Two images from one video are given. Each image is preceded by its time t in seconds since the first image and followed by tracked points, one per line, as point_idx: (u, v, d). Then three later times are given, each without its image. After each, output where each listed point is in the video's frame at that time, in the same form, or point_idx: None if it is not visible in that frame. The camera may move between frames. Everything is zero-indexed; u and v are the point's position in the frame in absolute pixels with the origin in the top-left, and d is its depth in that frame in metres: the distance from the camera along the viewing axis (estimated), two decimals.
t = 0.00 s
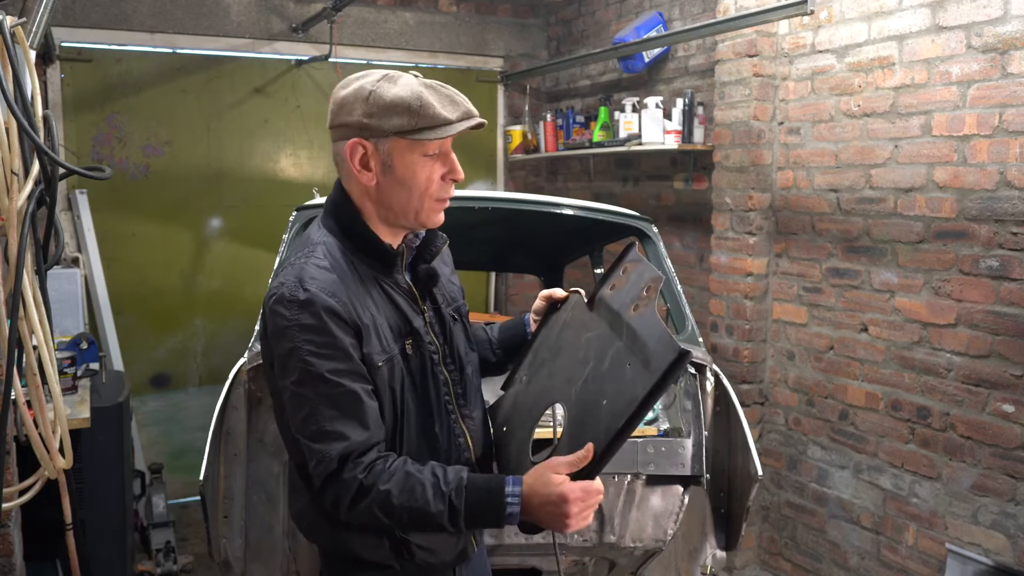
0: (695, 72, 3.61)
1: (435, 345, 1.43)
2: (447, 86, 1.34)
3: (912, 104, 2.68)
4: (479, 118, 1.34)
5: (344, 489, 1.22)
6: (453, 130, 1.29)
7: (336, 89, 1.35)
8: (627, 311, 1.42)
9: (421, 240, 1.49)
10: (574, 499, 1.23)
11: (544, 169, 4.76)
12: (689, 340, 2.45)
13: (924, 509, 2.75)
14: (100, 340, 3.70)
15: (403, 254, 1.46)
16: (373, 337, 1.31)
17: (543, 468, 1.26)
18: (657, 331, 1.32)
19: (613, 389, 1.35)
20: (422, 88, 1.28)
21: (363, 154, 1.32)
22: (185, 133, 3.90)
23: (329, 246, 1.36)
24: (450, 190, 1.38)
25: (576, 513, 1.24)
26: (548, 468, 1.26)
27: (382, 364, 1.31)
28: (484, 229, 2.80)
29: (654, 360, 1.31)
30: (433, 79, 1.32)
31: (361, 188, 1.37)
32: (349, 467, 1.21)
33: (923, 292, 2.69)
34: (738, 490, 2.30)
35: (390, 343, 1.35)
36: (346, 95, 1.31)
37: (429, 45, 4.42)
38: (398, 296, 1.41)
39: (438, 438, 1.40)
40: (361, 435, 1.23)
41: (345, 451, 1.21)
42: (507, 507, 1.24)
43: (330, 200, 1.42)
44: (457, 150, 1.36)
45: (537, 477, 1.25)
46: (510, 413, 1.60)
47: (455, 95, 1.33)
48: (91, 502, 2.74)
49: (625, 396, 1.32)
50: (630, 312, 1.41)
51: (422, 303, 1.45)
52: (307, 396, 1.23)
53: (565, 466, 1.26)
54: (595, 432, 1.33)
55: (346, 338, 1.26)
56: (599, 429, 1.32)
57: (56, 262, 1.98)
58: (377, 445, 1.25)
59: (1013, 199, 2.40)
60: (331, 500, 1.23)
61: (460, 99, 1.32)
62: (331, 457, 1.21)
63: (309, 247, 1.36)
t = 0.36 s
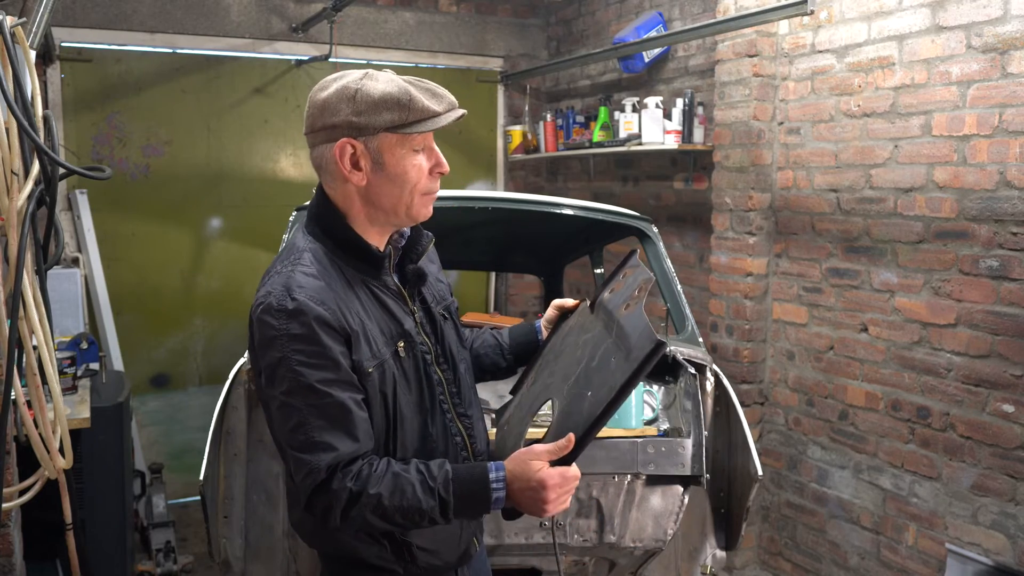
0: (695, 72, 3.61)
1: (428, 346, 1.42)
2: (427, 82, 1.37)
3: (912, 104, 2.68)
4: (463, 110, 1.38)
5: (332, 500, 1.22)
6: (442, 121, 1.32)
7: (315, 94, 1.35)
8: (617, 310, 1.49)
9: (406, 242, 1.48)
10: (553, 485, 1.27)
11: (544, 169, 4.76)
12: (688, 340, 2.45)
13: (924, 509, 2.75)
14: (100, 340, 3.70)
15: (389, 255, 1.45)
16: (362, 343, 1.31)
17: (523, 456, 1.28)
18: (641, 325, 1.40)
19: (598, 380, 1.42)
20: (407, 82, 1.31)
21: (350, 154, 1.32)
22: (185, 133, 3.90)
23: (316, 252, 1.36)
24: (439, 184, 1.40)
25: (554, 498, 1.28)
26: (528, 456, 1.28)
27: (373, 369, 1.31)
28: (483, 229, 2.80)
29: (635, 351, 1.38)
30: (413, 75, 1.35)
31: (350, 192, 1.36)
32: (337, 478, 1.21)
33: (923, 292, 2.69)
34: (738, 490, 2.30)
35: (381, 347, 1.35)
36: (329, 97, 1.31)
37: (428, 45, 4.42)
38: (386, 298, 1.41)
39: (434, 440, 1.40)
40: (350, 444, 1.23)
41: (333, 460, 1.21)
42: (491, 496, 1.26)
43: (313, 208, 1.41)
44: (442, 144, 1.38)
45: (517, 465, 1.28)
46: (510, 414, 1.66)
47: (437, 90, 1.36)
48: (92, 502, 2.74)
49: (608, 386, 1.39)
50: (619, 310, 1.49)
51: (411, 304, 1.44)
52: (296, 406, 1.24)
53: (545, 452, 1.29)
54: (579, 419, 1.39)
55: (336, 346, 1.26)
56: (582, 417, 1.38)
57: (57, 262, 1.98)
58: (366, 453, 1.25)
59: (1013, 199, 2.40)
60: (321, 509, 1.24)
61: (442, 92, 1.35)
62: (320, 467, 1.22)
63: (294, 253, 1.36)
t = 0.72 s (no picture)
0: (695, 72, 3.61)
1: (428, 347, 1.42)
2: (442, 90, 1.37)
3: (912, 104, 2.68)
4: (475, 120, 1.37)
5: (314, 494, 1.21)
6: (452, 128, 1.31)
7: (331, 90, 1.36)
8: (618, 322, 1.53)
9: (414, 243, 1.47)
10: (537, 490, 1.23)
11: (544, 169, 4.76)
12: (688, 340, 2.45)
13: (924, 509, 2.75)
14: (100, 340, 3.70)
15: (393, 254, 1.45)
16: (358, 340, 1.31)
17: (508, 461, 1.25)
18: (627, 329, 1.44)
19: (590, 382, 1.45)
20: (421, 87, 1.31)
21: (360, 152, 1.32)
22: (185, 133, 3.90)
23: (319, 248, 1.36)
24: (446, 190, 1.39)
25: (538, 506, 1.23)
26: (513, 460, 1.25)
27: (368, 367, 1.31)
28: (484, 229, 2.80)
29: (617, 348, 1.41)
30: (429, 81, 1.35)
31: (357, 189, 1.36)
32: (322, 472, 1.21)
33: (923, 292, 2.69)
34: (738, 490, 2.30)
35: (377, 345, 1.34)
36: (342, 94, 1.32)
37: (429, 45, 4.42)
38: (388, 297, 1.40)
39: (432, 440, 1.39)
40: (337, 440, 1.22)
41: (318, 455, 1.21)
42: (478, 501, 1.23)
43: (321, 203, 1.41)
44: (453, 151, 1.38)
45: (502, 469, 1.24)
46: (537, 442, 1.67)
47: (451, 98, 1.36)
48: (92, 502, 2.74)
49: (594, 384, 1.39)
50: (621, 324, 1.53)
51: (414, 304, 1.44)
52: (286, 398, 1.24)
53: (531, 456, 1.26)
54: (568, 418, 1.41)
55: (329, 342, 1.26)
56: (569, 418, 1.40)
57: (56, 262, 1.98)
58: (354, 451, 1.25)
59: (1013, 199, 2.40)
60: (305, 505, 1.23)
61: (456, 101, 1.35)
62: (305, 461, 1.21)
63: (298, 249, 1.36)
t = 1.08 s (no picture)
0: (695, 72, 3.61)
1: (433, 344, 1.41)
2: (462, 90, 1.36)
3: (912, 104, 2.68)
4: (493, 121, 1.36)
5: (301, 476, 1.22)
6: (466, 127, 1.30)
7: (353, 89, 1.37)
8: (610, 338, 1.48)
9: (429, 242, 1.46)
10: (517, 489, 1.15)
11: (544, 169, 4.76)
12: (688, 340, 2.46)
13: (924, 509, 2.75)
14: (99, 340, 3.70)
15: (406, 252, 1.44)
16: (360, 331, 1.32)
17: (496, 462, 1.21)
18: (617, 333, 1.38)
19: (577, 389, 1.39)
20: (438, 87, 1.30)
21: (376, 150, 1.33)
22: (185, 133, 3.90)
23: (331, 240, 1.37)
24: (463, 190, 1.38)
25: (523, 507, 1.16)
26: (500, 462, 1.20)
27: (367, 359, 1.31)
28: (484, 229, 2.80)
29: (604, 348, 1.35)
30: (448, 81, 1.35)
31: (373, 186, 1.37)
32: (310, 455, 1.21)
33: (923, 292, 2.69)
34: (738, 491, 2.31)
35: (380, 339, 1.34)
36: (362, 93, 1.33)
37: (428, 45, 4.42)
38: (396, 294, 1.40)
39: (433, 439, 1.38)
40: (327, 427, 1.22)
41: (308, 439, 1.21)
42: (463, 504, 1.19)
43: (342, 197, 1.42)
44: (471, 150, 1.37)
45: (490, 470, 1.20)
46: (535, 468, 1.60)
47: (470, 98, 1.35)
48: (92, 502, 2.74)
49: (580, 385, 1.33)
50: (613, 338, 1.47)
51: (424, 303, 1.43)
52: (284, 381, 1.25)
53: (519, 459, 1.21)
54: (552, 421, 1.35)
55: (329, 329, 1.27)
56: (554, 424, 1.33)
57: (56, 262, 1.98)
58: (346, 439, 1.24)
59: (1013, 199, 2.40)
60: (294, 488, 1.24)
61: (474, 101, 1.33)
62: (295, 444, 1.22)
63: (312, 239, 1.38)
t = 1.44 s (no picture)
0: (695, 72, 3.61)
1: (440, 340, 1.41)
2: (465, 89, 1.34)
3: (912, 104, 2.68)
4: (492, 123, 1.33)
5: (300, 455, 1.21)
6: (456, 127, 1.28)
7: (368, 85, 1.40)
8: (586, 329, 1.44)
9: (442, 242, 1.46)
10: (524, 464, 1.11)
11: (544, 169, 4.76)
12: (688, 340, 2.46)
13: (924, 509, 2.75)
14: (100, 340, 3.70)
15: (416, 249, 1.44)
16: (367, 321, 1.32)
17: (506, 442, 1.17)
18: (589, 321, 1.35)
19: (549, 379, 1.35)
20: (434, 86, 1.29)
21: (375, 145, 1.34)
22: (185, 133, 3.90)
23: (344, 233, 1.38)
24: (458, 190, 1.36)
25: (525, 482, 1.11)
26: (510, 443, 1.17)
27: (373, 350, 1.31)
28: (484, 229, 2.80)
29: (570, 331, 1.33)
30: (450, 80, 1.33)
31: (376, 180, 1.38)
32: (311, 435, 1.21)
33: (923, 292, 2.69)
34: (738, 491, 2.31)
35: (387, 331, 1.34)
36: (369, 89, 1.35)
37: (429, 45, 4.42)
38: (406, 289, 1.40)
39: (438, 434, 1.38)
40: (329, 409, 1.22)
41: (309, 420, 1.21)
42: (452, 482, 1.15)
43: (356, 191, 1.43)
44: (469, 150, 1.34)
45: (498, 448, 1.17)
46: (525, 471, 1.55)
47: (470, 98, 1.32)
48: (92, 502, 2.74)
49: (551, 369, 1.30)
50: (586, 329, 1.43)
51: (433, 300, 1.43)
52: (289, 363, 1.25)
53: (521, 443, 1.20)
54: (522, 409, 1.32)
55: (336, 315, 1.27)
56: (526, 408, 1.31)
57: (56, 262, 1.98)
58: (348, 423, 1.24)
59: (1013, 199, 2.40)
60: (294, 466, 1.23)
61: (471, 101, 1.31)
62: (297, 426, 1.22)
63: (325, 232, 1.39)
